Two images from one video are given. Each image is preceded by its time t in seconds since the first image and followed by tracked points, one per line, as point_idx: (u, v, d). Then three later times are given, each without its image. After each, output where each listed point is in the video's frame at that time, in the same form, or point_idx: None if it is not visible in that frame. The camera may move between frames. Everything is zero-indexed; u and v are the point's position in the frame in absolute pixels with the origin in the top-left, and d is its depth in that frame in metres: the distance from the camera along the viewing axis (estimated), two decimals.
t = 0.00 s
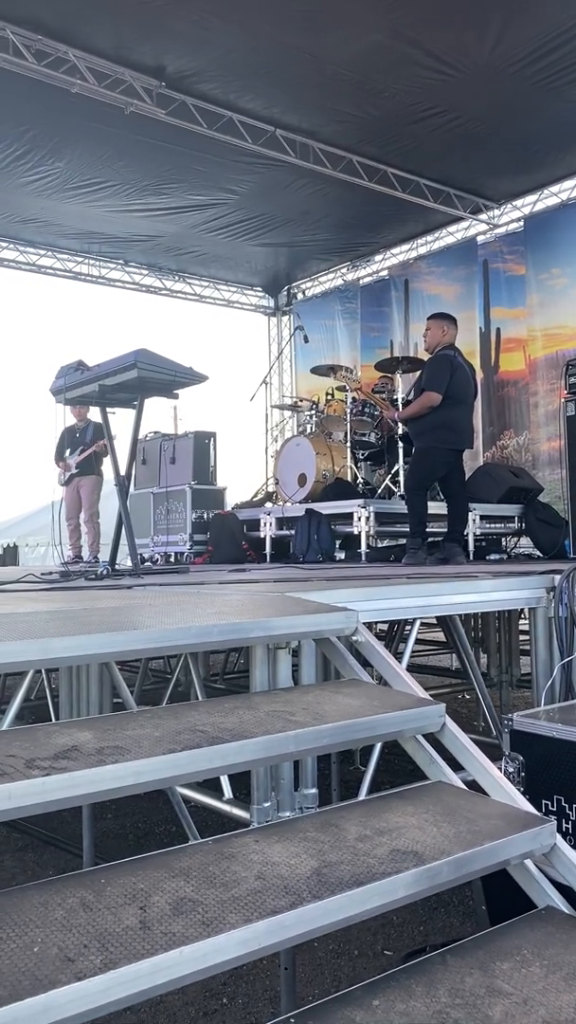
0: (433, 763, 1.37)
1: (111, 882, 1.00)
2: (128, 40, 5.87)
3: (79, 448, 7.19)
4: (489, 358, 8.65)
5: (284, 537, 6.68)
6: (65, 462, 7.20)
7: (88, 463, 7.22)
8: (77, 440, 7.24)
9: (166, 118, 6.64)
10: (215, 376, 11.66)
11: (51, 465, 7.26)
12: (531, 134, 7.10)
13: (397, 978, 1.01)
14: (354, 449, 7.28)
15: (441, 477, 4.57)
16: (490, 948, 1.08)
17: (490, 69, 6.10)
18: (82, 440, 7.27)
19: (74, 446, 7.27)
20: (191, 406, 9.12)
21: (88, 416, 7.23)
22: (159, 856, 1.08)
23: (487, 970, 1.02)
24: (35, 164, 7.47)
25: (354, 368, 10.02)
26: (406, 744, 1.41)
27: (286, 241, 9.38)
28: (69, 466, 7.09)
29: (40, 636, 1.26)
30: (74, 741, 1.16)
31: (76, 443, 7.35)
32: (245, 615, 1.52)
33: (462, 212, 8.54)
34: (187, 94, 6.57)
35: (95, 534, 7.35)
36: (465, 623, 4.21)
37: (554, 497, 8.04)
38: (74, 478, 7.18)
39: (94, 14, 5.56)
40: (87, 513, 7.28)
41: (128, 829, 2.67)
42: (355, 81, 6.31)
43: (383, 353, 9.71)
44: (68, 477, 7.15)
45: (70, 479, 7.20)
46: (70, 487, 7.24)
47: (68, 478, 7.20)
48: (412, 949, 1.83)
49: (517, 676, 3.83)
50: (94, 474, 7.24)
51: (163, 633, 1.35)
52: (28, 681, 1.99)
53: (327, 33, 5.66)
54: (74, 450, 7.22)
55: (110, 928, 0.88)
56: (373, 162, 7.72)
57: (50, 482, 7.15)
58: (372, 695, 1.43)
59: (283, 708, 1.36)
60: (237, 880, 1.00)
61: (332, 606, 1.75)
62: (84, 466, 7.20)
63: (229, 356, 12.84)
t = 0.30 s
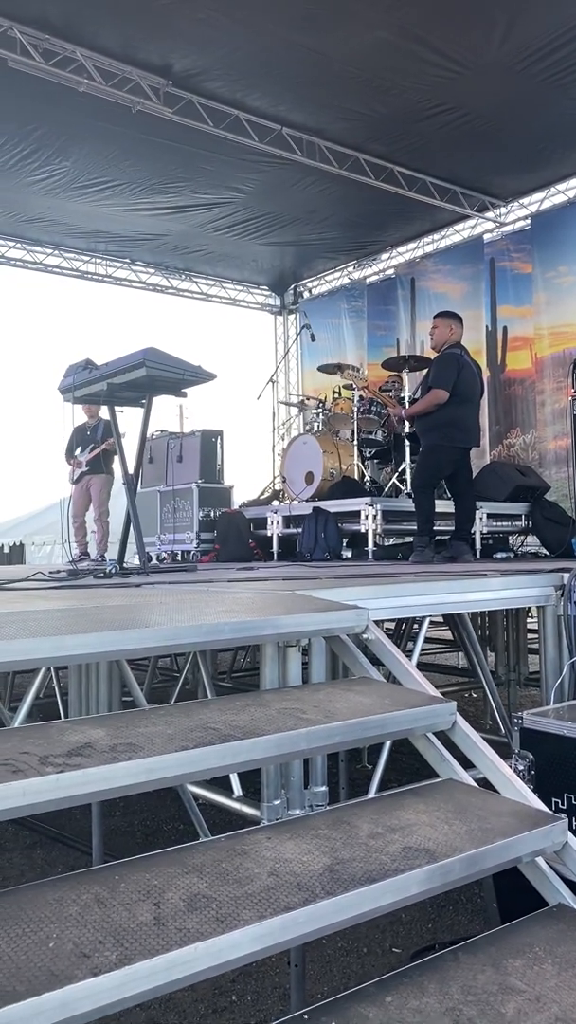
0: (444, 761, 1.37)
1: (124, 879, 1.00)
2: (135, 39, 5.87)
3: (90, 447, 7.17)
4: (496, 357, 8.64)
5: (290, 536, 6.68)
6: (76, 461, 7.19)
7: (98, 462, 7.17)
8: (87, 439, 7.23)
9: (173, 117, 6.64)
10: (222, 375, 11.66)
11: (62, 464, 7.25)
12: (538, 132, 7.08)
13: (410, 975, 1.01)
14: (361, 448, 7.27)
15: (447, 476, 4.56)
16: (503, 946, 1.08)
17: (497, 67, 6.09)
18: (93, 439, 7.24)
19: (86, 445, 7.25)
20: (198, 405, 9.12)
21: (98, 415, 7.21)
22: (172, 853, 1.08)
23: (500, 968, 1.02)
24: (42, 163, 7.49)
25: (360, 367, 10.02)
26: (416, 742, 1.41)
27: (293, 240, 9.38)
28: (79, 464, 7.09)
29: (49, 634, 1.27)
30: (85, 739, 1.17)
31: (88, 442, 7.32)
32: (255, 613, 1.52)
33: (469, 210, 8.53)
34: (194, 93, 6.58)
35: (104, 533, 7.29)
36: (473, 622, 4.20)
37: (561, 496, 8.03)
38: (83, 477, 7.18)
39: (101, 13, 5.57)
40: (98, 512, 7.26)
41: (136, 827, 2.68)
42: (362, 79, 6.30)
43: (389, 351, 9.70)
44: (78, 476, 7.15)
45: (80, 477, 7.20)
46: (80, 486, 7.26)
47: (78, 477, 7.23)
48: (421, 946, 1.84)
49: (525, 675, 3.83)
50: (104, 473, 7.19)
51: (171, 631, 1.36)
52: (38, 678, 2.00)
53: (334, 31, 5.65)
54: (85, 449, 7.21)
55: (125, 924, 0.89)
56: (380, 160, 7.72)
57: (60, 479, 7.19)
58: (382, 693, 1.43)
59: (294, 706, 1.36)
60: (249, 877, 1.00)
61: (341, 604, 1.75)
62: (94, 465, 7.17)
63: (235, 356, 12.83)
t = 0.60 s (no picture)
0: (443, 763, 1.37)
1: (120, 880, 1.00)
2: (139, 40, 5.88)
3: (97, 447, 7.22)
4: (501, 357, 8.62)
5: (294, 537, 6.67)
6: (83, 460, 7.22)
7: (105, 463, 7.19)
8: (95, 439, 7.29)
9: (177, 118, 6.65)
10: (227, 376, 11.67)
11: (68, 464, 7.27)
12: (542, 131, 7.07)
13: (407, 977, 1.01)
14: (365, 448, 7.26)
15: (451, 476, 4.55)
16: (501, 948, 1.07)
17: (501, 65, 6.08)
18: (100, 439, 7.27)
19: (93, 444, 7.30)
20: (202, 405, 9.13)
21: (105, 416, 7.26)
22: (169, 854, 1.08)
23: (497, 970, 1.02)
24: (47, 164, 7.50)
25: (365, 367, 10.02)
26: (416, 744, 1.40)
27: (297, 240, 9.38)
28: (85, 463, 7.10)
29: (51, 634, 1.27)
30: (84, 740, 1.17)
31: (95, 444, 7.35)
32: (256, 615, 1.52)
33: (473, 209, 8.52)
34: (198, 94, 6.58)
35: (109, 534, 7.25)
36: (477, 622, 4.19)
37: (567, 497, 7.99)
38: (89, 477, 7.16)
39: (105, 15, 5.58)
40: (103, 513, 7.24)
41: (139, 828, 2.68)
42: (366, 79, 6.30)
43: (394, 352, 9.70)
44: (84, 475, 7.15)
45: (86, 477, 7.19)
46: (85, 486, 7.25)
47: (83, 477, 7.20)
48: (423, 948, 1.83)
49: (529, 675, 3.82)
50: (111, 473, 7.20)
51: (171, 632, 1.35)
52: (38, 679, 2.00)
53: (337, 30, 5.65)
54: (92, 449, 7.26)
55: (120, 925, 0.89)
56: (384, 160, 7.71)
57: (65, 479, 7.18)
58: (381, 695, 1.43)
59: (293, 707, 1.36)
60: (245, 879, 1.00)
61: (342, 605, 1.75)
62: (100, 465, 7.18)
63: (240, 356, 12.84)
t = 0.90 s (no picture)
0: (448, 766, 1.37)
1: (120, 883, 1.01)
2: (150, 44, 5.90)
3: (113, 449, 7.21)
4: (517, 355, 8.58)
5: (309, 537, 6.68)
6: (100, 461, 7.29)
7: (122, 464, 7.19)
8: (111, 441, 7.28)
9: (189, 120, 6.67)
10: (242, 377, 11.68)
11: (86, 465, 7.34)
12: (556, 127, 7.03)
13: (409, 981, 1.00)
14: (379, 448, 7.25)
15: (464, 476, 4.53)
16: (504, 952, 1.07)
17: (513, 62, 6.05)
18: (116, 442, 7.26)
19: (109, 447, 7.31)
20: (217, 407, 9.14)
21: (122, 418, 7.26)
22: (171, 857, 1.09)
23: (499, 974, 1.01)
24: (60, 169, 7.55)
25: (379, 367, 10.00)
26: (420, 747, 1.40)
27: (311, 240, 9.37)
28: (101, 465, 7.15)
29: (61, 637, 1.28)
30: (88, 743, 1.18)
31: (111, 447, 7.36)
32: (263, 618, 1.52)
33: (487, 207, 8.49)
34: (210, 96, 6.60)
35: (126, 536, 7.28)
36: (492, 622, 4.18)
37: None
38: (105, 479, 7.18)
39: (116, 20, 5.61)
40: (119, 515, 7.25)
41: (153, 830, 2.69)
42: (377, 78, 6.29)
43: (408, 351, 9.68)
44: (101, 477, 7.17)
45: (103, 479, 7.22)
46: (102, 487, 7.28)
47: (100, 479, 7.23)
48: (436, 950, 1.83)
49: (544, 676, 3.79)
50: (127, 475, 7.21)
51: (177, 636, 1.36)
52: (46, 683, 2.01)
53: (347, 30, 5.65)
54: (109, 450, 7.26)
55: (118, 930, 0.89)
56: (397, 159, 7.69)
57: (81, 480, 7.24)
58: (386, 698, 1.43)
59: (297, 710, 1.37)
60: (245, 883, 1.00)
61: (348, 607, 1.75)
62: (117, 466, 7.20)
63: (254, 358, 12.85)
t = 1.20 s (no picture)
0: (471, 762, 1.35)
1: (140, 880, 1.01)
2: (171, 42, 5.91)
3: (139, 448, 7.29)
4: (544, 347, 8.50)
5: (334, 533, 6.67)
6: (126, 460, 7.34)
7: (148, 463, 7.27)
8: (137, 440, 7.36)
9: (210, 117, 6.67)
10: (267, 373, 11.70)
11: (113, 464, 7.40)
12: None
13: (429, 979, 1.00)
14: (404, 443, 7.22)
15: (490, 470, 4.49)
16: (527, 950, 1.06)
17: (537, 51, 5.98)
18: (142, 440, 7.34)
19: (135, 445, 7.38)
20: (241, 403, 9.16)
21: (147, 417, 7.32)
22: (191, 854, 1.09)
23: (521, 973, 1.01)
24: (84, 169, 7.60)
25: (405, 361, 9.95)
26: (443, 744, 1.39)
27: (334, 235, 9.34)
28: (128, 464, 7.21)
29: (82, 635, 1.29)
30: (107, 740, 1.18)
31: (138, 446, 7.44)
32: (284, 614, 1.52)
33: (512, 199, 8.41)
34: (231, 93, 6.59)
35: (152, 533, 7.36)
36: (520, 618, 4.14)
37: None
38: (131, 477, 7.25)
39: (136, 18, 5.62)
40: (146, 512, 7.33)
41: (180, 826, 2.70)
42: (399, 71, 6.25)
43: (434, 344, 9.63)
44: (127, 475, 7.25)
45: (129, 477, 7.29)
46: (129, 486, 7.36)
47: (127, 477, 7.31)
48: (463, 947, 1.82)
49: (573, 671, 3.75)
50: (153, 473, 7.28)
51: (197, 633, 1.36)
52: (70, 680, 2.02)
53: (369, 23, 5.61)
54: (135, 449, 7.33)
55: (137, 926, 0.90)
56: (420, 151, 7.64)
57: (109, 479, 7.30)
58: (408, 694, 1.42)
59: (318, 707, 1.36)
60: (264, 880, 1.00)
61: (369, 603, 1.74)
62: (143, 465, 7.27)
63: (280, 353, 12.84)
